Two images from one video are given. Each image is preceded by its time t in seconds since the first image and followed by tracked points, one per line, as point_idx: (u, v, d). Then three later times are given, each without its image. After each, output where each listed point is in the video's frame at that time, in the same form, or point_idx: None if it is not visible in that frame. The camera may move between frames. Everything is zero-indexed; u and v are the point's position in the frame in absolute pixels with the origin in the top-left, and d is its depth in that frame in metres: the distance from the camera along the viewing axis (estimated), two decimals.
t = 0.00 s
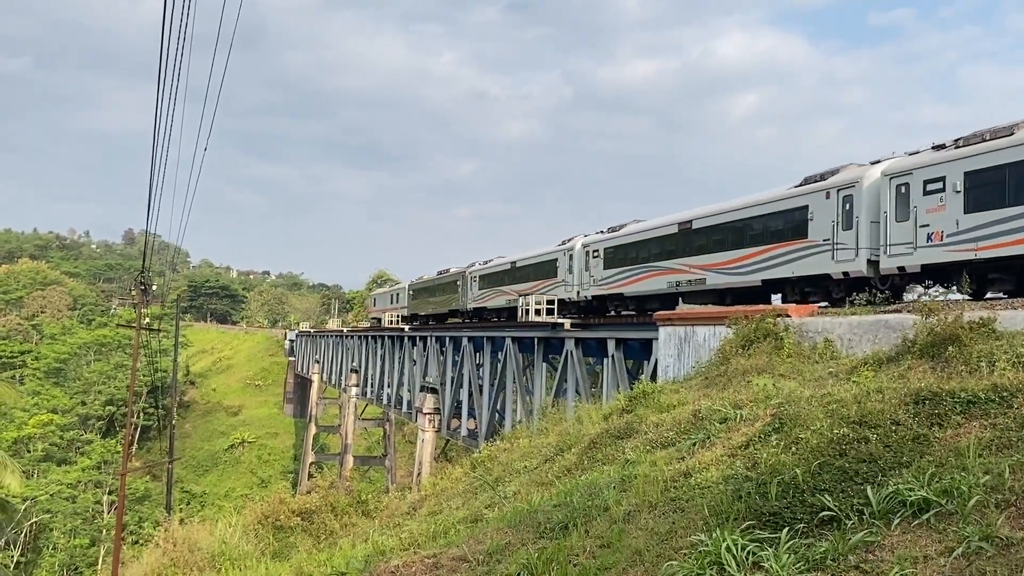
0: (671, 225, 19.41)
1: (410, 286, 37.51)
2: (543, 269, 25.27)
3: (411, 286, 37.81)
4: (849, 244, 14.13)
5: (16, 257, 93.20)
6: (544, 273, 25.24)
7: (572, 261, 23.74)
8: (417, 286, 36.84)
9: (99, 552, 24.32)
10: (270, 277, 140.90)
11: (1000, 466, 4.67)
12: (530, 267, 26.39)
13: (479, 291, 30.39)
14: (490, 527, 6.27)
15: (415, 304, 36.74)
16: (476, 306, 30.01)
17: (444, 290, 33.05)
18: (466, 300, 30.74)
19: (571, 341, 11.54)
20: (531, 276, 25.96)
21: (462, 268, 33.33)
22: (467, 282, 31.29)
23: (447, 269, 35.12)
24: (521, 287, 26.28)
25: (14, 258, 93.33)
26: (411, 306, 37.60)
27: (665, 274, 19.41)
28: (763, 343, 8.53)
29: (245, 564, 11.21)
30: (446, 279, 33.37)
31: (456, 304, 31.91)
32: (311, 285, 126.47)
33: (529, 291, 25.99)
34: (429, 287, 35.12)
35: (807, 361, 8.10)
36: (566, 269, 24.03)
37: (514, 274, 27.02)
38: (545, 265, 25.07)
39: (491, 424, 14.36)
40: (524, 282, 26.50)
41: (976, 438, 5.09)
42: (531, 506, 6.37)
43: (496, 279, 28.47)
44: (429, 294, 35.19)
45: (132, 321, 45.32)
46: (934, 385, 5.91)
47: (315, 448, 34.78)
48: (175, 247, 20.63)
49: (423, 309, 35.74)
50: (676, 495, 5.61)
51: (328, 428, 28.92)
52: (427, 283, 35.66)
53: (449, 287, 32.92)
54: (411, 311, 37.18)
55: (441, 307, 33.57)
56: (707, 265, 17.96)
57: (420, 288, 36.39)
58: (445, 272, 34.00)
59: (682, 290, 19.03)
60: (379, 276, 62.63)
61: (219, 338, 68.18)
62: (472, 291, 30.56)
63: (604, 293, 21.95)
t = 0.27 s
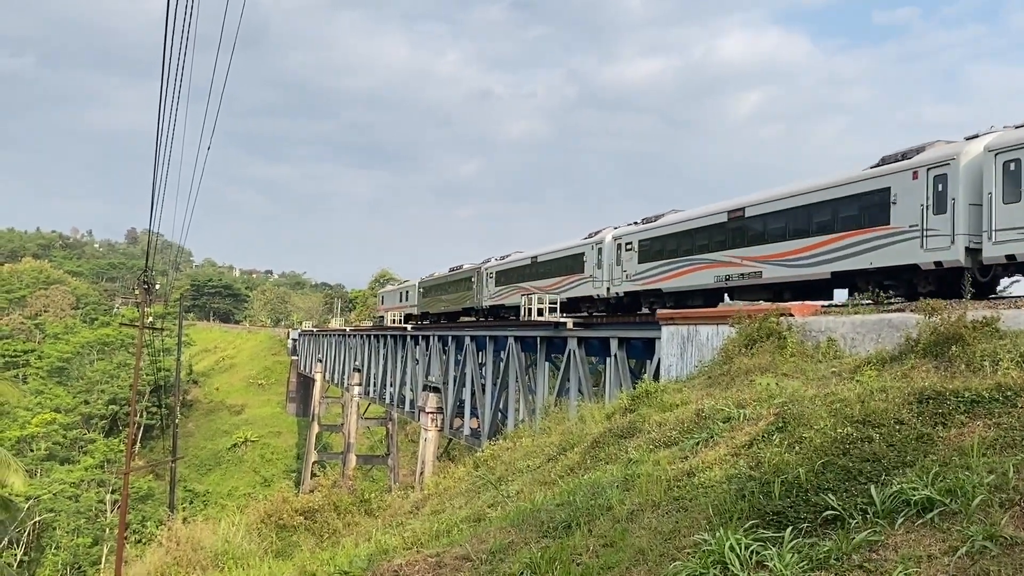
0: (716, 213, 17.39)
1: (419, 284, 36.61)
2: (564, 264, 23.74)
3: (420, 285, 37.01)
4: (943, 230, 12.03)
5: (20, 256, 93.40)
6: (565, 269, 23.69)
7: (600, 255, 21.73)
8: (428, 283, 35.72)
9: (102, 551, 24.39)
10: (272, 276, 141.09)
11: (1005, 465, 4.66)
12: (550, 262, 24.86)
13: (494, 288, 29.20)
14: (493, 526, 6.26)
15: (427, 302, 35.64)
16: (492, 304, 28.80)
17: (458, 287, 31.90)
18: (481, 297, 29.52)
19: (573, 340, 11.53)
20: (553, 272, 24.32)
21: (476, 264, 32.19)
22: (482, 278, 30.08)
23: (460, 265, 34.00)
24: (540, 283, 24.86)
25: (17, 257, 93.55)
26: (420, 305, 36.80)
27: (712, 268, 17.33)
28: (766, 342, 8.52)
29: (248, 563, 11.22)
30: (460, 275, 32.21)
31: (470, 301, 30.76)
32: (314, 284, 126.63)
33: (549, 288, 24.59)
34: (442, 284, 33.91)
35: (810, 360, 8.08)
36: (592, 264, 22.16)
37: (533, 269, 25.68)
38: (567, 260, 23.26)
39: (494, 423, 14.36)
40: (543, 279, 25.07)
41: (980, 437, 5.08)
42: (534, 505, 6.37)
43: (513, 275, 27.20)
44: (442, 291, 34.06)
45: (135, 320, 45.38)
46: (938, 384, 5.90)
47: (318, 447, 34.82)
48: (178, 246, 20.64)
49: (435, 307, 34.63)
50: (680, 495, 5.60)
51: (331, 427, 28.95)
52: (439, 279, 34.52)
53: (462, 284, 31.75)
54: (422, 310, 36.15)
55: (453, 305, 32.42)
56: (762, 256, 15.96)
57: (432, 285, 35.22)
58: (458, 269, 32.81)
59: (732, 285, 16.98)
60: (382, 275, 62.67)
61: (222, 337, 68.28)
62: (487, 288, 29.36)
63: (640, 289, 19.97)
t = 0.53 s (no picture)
0: (777, 199, 16.09)
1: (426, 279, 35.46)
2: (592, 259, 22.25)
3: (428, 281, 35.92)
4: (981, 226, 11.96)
5: (24, 254, 93.60)
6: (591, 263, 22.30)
7: (636, 247, 20.34)
8: (438, 279, 34.31)
9: (105, 549, 24.43)
10: (275, 274, 141.24)
11: (1008, 464, 4.66)
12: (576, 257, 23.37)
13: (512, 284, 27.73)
14: (495, 524, 6.26)
15: (437, 299, 34.23)
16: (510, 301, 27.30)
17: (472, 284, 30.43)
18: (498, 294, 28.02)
19: (576, 338, 11.53)
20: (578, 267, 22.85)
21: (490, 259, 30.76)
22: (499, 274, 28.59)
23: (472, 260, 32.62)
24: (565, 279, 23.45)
25: (21, 255, 93.73)
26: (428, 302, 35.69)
27: (775, 259, 15.94)
28: (769, 341, 8.51)
29: (251, 560, 11.24)
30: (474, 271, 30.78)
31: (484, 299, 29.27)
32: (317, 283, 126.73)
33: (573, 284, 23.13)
34: (454, 281, 32.42)
35: (813, 359, 8.08)
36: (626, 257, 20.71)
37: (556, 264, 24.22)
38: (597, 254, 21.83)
39: (496, 422, 14.35)
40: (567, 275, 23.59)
41: (983, 435, 5.07)
42: (537, 504, 6.36)
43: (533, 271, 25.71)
44: (454, 288, 32.64)
45: (138, 319, 45.43)
46: (940, 383, 5.89)
47: (321, 446, 34.84)
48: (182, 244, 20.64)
49: (446, 305, 33.19)
50: (682, 493, 5.59)
51: (333, 426, 28.97)
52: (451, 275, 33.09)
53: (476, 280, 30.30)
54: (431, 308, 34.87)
55: (466, 302, 30.98)
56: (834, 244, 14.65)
57: (442, 281, 33.76)
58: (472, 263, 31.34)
59: (795, 278, 15.68)
60: (385, 274, 62.64)
61: (225, 335, 68.34)
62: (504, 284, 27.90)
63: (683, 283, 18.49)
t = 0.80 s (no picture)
0: (847, 182, 14.58)
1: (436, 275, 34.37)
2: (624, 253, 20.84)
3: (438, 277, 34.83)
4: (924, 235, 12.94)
5: (27, 253, 93.81)
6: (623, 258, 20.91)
7: (676, 239, 18.89)
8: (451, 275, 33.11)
9: (108, 548, 24.48)
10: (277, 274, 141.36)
11: (1010, 464, 4.67)
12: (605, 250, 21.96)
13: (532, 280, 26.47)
14: (498, 523, 6.27)
15: (450, 296, 33.02)
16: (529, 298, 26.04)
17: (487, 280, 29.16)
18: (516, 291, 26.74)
19: (579, 338, 11.53)
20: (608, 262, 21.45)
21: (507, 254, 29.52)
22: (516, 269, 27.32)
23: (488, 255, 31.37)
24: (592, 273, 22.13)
25: (24, 253, 93.91)
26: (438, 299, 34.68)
27: (845, 250, 14.39)
28: (771, 340, 8.52)
29: (254, 559, 11.27)
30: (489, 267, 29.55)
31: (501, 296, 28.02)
32: (320, 282, 126.82)
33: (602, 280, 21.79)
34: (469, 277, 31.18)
35: (815, 359, 8.07)
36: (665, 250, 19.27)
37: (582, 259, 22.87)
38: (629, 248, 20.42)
39: (499, 421, 14.35)
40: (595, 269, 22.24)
41: (985, 435, 5.08)
42: (539, 503, 6.37)
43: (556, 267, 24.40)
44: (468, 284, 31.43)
45: (141, 317, 45.48)
46: (943, 383, 5.90)
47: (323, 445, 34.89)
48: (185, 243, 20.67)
49: (458, 303, 31.94)
50: (684, 493, 5.60)
51: (336, 425, 29.00)
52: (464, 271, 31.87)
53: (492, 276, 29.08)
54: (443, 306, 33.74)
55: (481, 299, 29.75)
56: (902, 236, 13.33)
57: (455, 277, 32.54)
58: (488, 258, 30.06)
59: (870, 271, 14.07)
60: (388, 274, 62.62)
61: (227, 334, 68.41)
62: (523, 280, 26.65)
63: (733, 279, 16.95)
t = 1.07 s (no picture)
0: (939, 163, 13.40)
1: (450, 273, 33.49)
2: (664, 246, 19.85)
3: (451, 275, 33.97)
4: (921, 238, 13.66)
5: (30, 252, 93.97)
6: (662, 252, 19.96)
7: (723, 231, 17.91)
8: (465, 272, 32.18)
9: (110, 547, 24.52)
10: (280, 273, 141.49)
11: (1013, 464, 4.68)
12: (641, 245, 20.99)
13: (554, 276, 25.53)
14: (500, 523, 6.27)
15: (463, 295, 32.11)
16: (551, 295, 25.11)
17: (505, 277, 28.25)
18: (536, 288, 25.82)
19: (581, 337, 11.52)
20: (646, 256, 20.48)
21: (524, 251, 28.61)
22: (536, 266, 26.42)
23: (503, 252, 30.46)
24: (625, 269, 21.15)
25: (27, 253, 94.09)
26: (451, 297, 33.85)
27: (939, 238, 13.26)
28: (774, 340, 8.52)
29: (256, 558, 11.28)
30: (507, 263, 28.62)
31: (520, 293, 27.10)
32: (322, 281, 126.96)
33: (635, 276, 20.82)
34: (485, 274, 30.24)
35: (818, 359, 8.07)
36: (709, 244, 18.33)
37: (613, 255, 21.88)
38: (669, 241, 19.51)
39: (501, 421, 14.36)
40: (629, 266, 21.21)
41: (987, 436, 5.08)
42: (541, 502, 6.36)
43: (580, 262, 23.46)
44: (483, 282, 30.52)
45: (143, 316, 45.54)
46: (946, 383, 5.89)
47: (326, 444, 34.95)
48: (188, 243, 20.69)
49: (473, 301, 31.07)
50: (686, 493, 5.59)
51: (338, 425, 29.01)
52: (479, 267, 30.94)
53: (509, 273, 28.17)
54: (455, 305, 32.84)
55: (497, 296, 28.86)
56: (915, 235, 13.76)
57: (470, 275, 31.61)
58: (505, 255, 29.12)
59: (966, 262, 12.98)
60: (390, 273, 62.65)
61: (230, 334, 68.49)
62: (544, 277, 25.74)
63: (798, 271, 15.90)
